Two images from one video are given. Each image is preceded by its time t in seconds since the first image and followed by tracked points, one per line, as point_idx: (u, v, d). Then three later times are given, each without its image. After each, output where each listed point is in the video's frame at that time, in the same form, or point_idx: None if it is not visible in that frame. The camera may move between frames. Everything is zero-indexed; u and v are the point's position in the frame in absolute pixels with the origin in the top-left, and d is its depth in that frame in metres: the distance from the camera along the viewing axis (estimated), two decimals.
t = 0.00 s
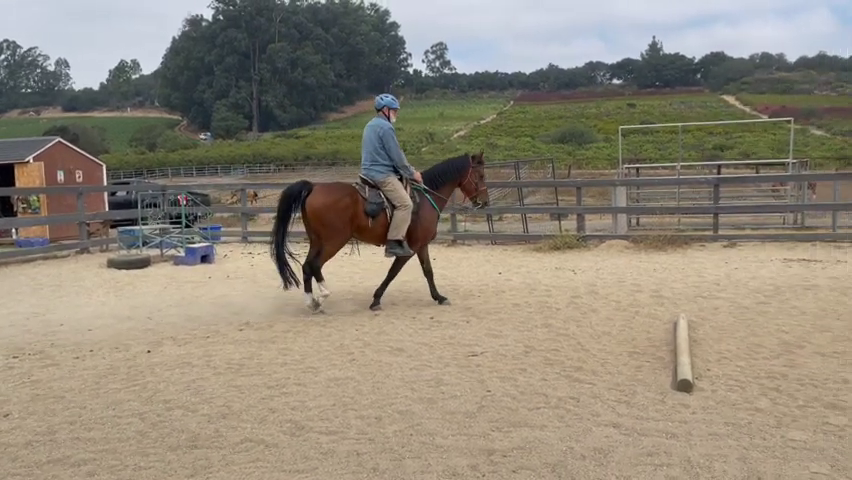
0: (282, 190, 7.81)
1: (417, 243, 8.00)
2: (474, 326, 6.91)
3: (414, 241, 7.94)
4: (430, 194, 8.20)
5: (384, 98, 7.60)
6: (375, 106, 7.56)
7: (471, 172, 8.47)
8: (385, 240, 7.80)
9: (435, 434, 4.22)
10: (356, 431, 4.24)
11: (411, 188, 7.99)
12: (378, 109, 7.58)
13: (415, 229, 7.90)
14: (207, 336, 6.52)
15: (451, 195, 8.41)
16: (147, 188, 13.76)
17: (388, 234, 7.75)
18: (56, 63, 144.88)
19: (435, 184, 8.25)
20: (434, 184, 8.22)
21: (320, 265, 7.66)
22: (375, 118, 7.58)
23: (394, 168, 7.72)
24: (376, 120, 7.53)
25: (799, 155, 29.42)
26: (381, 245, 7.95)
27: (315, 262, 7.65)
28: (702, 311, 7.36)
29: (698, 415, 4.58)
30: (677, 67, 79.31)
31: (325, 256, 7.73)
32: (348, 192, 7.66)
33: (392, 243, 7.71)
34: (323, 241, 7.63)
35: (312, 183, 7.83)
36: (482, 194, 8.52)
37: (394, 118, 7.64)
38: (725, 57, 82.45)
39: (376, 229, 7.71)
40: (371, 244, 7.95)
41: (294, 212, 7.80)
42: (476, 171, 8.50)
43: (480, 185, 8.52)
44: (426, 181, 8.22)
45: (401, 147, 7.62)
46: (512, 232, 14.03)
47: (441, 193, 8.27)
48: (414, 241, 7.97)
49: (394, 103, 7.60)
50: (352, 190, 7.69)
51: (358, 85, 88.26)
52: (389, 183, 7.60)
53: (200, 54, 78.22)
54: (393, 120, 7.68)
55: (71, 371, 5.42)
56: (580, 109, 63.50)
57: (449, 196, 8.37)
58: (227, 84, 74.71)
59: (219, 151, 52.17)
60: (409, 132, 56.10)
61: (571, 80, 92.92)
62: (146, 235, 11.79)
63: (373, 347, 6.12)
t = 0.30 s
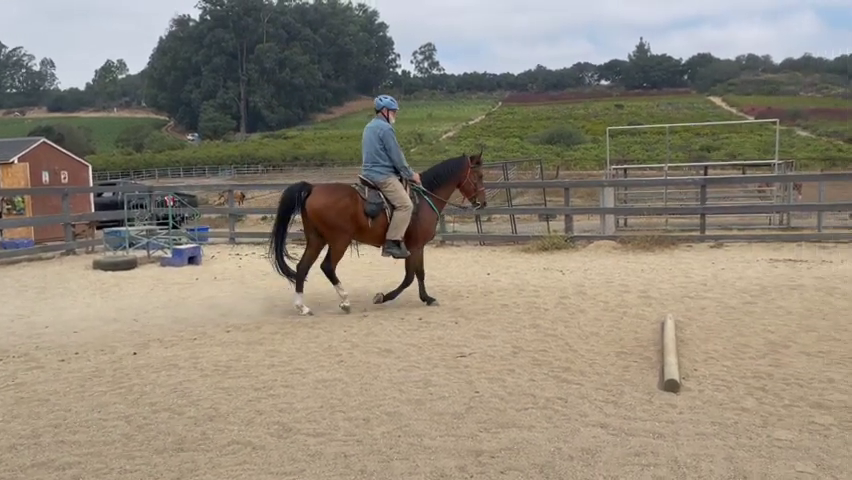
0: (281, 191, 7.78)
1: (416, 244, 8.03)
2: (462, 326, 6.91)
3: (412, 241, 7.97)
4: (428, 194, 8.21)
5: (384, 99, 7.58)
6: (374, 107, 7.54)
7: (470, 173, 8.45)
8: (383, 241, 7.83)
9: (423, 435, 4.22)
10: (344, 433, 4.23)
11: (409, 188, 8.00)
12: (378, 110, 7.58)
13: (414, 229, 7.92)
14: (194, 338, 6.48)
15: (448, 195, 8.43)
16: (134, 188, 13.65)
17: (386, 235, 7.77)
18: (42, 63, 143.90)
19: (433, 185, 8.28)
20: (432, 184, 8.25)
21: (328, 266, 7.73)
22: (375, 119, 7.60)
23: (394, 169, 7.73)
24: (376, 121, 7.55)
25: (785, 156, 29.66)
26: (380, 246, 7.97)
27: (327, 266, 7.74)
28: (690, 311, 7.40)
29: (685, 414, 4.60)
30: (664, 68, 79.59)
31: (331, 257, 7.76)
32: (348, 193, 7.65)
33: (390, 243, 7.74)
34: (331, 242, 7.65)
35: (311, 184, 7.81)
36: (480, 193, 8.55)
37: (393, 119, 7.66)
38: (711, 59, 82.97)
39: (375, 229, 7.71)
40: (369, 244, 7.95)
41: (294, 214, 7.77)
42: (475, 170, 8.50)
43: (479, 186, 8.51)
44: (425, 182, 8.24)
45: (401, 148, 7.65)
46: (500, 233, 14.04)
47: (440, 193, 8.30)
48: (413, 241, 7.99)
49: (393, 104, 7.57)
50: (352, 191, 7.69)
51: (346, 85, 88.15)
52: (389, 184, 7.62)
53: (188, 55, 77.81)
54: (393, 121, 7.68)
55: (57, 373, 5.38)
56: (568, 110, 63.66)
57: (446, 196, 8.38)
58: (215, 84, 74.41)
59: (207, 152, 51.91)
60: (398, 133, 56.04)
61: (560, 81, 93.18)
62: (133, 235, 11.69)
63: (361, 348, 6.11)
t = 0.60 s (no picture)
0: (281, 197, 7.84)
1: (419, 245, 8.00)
2: (446, 328, 6.91)
3: (414, 241, 7.93)
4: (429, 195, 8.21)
5: (383, 100, 7.59)
6: (374, 108, 7.56)
7: (471, 176, 8.48)
8: (385, 242, 7.83)
9: (404, 438, 4.21)
10: (325, 436, 4.21)
11: (409, 190, 7.98)
12: (378, 112, 7.60)
13: (415, 229, 7.88)
14: (175, 340, 6.44)
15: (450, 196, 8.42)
16: (113, 190, 13.50)
17: (388, 236, 7.76)
18: (20, 63, 142.29)
19: (434, 187, 8.27)
20: (432, 185, 8.24)
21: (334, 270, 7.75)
22: (375, 120, 7.60)
23: (394, 170, 7.71)
24: (375, 122, 7.55)
25: (763, 157, 30.11)
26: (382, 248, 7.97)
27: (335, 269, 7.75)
28: (670, 311, 7.45)
29: (665, 414, 4.63)
30: (645, 70, 80.16)
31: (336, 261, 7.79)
32: (346, 196, 7.68)
33: (391, 244, 7.77)
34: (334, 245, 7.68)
35: (310, 189, 7.86)
36: (480, 196, 8.58)
37: (393, 121, 7.66)
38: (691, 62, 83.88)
39: (376, 231, 7.70)
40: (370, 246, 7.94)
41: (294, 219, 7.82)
42: (475, 173, 8.51)
43: (479, 189, 8.55)
44: (426, 184, 8.23)
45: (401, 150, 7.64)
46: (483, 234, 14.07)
47: (440, 194, 8.30)
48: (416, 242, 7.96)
49: (392, 105, 7.59)
50: (350, 194, 7.71)
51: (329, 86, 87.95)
52: (389, 184, 7.60)
53: (168, 55, 77.24)
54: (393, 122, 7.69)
55: (34, 377, 5.32)
56: (551, 111, 63.94)
57: (447, 197, 8.38)
58: (196, 85, 73.94)
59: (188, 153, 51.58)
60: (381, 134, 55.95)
61: (542, 83, 93.64)
62: (112, 237, 11.58)
63: (343, 350, 6.09)
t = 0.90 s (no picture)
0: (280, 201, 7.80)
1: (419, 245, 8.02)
2: (434, 329, 6.90)
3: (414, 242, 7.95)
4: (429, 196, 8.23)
5: (383, 102, 7.64)
6: (374, 109, 7.59)
7: (472, 177, 8.50)
8: (386, 243, 7.82)
9: (393, 439, 4.21)
10: (314, 438, 4.19)
11: (409, 190, 7.99)
12: (378, 113, 7.62)
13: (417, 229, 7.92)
14: (161, 342, 6.40)
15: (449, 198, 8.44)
16: (100, 191, 13.40)
17: (388, 237, 7.75)
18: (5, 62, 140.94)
19: (433, 188, 8.28)
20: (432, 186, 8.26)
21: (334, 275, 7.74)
22: (374, 122, 7.61)
23: (392, 171, 7.73)
24: (375, 123, 7.57)
25: (749, 159, 30.25)
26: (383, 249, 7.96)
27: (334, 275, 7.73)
28: (658, 312, 7.47)
29: (652, 414, 4.64)
30: (633, 72, 80.48)
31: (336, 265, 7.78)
32: (346, 198, 7.66)
33: (394, 243, 7.76)
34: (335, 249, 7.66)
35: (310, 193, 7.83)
36: (480, 197, 8.60)
37: (392, 122, 7.68)
38: (678, 63, 84.31)
39: (376, 232, 7.69)
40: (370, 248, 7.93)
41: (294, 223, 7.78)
42: (476, 174, 8.54)
43: (480, 191, 8.57)
44: (426, 186, 8.24)
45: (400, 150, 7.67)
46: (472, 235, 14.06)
47: (440, 195, 8.33)
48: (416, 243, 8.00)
49: (392, 107, 7.63)
50: (350, 195, 7.69)
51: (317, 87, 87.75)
52: (387, 185, 7.61)
53: (156, 55, 76.80)
54: (393, 123, 7.70)
55: (18, 380, 5.27)
56: (539, 112, 64.09)
57: (447, 199, 8.40)
58: (184, 86, 73.58)
59: (176, 154, 51.30)
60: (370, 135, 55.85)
61: (531, 84, 93.81)
62: (98, 239, 11.52)
63: (332, 352, 6.07)
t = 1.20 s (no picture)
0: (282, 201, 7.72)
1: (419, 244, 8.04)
2: (422, 330, 6.90)
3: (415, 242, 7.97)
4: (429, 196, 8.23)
5: (383, 103, 7.65)
6: (374, 111, 7.61)
7: (471, 176, 8.45)
8: (387, 243, 7.85)
9: (381, 440, 4.20)
10: (301, 440, 4.18)
11: (408, 191, 8.01)
12: (377, 115, 7.63)
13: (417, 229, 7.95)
14: (148, 344, 6.36)
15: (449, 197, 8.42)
16: (86, 191, 13.29)
17: (389, 237, 7.78)
18: None
19: (433, 188, 8.26)
20: (431, 186, 8.24)
21: (331, 277, 7.72)
22: (373, 124, 7.64)
23: (391, 172, 7.77)
24: (375, 125, 7.59)
25: (737, 160, 30.38)
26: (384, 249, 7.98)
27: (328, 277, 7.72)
28: (645, 312, 7.50)
29: (640, 414, 4.66)
30: (621, 73, 80.80)
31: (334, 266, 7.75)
32: (347, 199, 7.64)
33: (395, 244, 7.77)
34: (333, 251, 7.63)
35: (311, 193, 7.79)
36: (480, 196, 8.56)
37: (391, 123, 7.70)
38: (666, 65, 84.74)
39: (378, 232, 7.73)
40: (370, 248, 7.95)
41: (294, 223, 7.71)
42: (476, 173, 8.48)
43: (480, 190, 8.52)
44: (426, 186, 8.21)
45: (399, 151, 7.70)
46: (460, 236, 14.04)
47: (441, 195, 8.30)
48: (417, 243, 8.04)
49: (392, 108, 7.64)
50: (351, 196, 7.69)
51: (306, 88, 87.51)
52: (386, 186, 7.66)
53: (143, 55, 76.39)
54: (392, 124, 7.72)
55: (3, 383, 5.23)
56: (528, 114, 64.29)
57: (447, 198, 8.39)
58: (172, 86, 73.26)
59: (163, 154, 51.05)
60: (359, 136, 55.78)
61: (519, 85, 93.97)
62: (84, 240, 11.43)
63: (319, 353, 6.06)
